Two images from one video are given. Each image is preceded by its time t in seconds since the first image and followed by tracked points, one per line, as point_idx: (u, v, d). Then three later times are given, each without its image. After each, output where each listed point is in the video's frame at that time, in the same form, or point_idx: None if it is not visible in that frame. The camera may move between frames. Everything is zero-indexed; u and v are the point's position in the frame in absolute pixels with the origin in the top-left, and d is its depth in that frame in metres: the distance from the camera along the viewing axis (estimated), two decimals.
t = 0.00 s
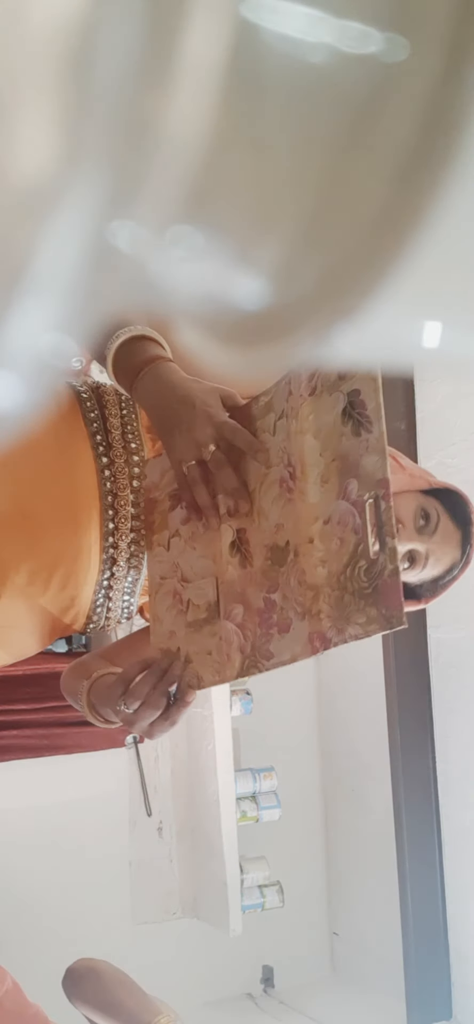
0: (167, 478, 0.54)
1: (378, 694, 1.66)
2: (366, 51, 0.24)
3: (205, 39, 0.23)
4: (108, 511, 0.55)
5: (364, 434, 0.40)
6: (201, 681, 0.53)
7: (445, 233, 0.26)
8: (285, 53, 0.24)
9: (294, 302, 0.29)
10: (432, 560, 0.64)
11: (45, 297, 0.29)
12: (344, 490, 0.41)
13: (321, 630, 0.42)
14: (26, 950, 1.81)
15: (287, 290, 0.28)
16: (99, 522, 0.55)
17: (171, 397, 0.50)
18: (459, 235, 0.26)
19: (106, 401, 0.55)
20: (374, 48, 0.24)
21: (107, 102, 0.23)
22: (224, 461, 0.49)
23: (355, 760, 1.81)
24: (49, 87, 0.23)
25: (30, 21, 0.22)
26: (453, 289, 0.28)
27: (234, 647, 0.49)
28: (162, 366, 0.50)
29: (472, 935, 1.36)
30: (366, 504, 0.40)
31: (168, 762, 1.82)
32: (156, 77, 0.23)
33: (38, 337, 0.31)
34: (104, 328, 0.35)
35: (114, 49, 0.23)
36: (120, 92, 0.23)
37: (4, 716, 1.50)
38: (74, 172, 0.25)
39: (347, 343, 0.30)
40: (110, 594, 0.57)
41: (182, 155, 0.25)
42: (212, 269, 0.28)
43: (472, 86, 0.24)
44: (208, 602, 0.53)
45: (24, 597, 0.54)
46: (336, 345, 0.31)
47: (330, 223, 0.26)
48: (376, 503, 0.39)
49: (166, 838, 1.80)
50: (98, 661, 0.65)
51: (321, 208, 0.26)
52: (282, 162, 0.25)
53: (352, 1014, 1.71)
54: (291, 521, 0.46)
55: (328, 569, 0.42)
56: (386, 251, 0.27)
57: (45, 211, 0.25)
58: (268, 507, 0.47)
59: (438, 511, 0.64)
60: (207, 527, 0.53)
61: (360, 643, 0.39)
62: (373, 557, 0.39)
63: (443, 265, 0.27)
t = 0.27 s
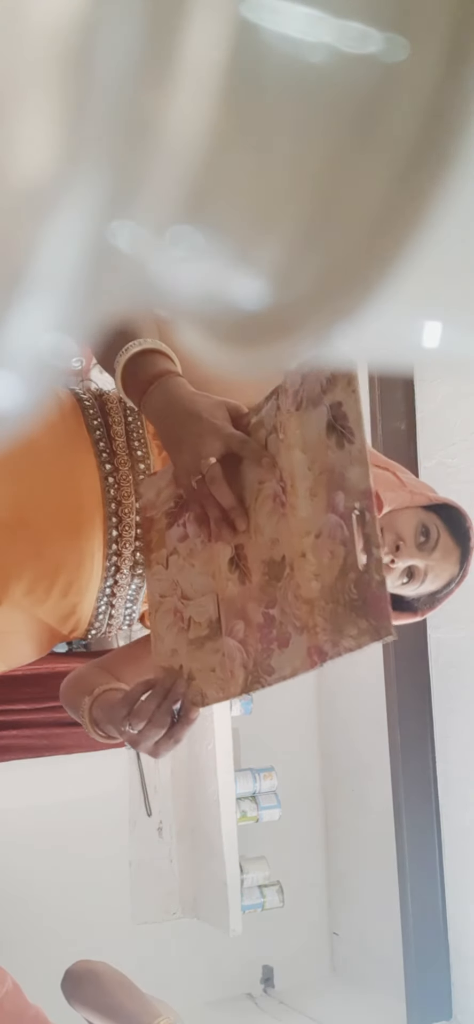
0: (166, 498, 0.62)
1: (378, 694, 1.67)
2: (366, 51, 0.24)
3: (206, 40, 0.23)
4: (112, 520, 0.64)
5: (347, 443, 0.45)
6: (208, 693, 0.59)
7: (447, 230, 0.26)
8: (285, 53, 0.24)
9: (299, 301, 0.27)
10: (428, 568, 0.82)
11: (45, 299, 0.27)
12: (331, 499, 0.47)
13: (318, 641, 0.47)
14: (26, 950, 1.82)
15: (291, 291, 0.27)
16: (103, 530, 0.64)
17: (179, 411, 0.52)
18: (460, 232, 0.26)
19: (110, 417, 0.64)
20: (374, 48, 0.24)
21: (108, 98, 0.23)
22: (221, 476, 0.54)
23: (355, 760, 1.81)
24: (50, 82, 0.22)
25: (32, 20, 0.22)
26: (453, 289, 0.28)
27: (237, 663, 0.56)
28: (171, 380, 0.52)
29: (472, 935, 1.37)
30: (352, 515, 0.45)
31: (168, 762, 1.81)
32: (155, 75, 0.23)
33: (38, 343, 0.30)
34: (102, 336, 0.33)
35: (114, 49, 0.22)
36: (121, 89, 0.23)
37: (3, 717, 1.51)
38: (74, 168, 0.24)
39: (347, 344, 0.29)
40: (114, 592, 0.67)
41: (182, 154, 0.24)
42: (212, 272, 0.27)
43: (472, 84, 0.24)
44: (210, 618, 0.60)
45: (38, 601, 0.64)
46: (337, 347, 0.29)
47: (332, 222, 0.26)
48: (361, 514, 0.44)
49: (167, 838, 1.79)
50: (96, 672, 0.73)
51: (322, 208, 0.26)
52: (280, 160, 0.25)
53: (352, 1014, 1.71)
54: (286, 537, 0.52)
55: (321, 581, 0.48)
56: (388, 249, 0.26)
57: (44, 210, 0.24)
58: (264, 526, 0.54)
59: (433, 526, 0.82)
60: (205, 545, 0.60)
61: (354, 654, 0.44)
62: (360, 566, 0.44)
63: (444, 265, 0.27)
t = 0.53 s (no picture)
0: (159, 508, 0.60)
1: (378, 695, 1.68)
2: (366, 51, 0.24)
3: (208, 41, 0.23)
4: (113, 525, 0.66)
5: (359, 473, 0.47)
6: (190, 710, 0.56)
7: (445, 228, 0.26)
8: (285, 54, 0.24)
9: (298, 301, 0.27)
10: (429, 576, 0.87)
11: (43, 299, 0.27)
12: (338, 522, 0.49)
13: (311, 665, 0.48)
14: (26, 950, 1.83)
15: (289, 291, 0.27)
16: (104, 535, 0.66)
17: (184, 422, 0.55)
18: (459, 230, 0.26)
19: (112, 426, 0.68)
20: (374, 48, 0.24)
21: (108, 97, 0.23)
22: (223, 490, 0.54)
23: (356, 760, 1.82)
24: (50, 85, 0.22)
25: (33, 21, 0.22)
26: (453, 288, 0.28)
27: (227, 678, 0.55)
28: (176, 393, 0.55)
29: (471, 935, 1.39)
30: (359, 542, 0.47)
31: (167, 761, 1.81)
32: (157, 75, 0.23)
33: (37, 344, 0.30)
34: (101, 337, 0.33)
35: (115, 53, 0.22)
36: (120, 88, 0.23)
37: (4, 717, 1.51)
38: (73, 168, 0.24)
39: (348, 344, 0.29)
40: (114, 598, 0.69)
41: (182, 155, 0.24)
42: (212, 272, 0.27)
43: None
44: (197, 632, 0.58)
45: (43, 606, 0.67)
46: (338, 348, 0.29)
47: (332, 221, 0.26)
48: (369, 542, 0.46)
49: (167, 839, 1.78)
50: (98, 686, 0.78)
51: (321, 208, 0.26)
52: (278, 160, 0.25)
53: (352, 1014, 1.74)
54: (285, 557, 0.53)
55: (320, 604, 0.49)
56: (388, 248, 0.26)
57: (44, 210, 0.24)
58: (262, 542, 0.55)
59: (434, 534, 0.86)
60: (198, 559, 0.59)
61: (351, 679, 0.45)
62: (365, 593, 0.46)
63: (444, 264, 0.27)
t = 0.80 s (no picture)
0: (156, 528, 0.68)
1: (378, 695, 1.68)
2: (366, 51, 0.24)
3: (208, 39, 0.22)
4: (115, 534, 0.71)
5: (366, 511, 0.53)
6: (177, 726, 0.65)
7: (445, 231, 0.26)
8: (287, 54, 0.23)
9: (298, 301, 0.27)
10: (426, 575, 0.87)
11: (43, 301, 0.24)
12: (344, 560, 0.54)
13: (308, 698, 0.55)
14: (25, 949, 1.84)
15: (289, 292, 0.26)
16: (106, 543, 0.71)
17: (189, 451, 0.61)
18: (456, 231, 0.26)
19: (112, 435, 0.72)
20: (375, 48, 0.24)
21: (108, 93, 0.21)
22: (224, 516, 0.61)
23: (357, 760, 1.83)
24: (46, 80, 0.21)
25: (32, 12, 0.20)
26: (451, 282, 0.28)
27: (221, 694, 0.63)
28: (181, 417, 0.61)
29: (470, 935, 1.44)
30: (363, 582, 0.52)
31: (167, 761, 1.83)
32: (157, 73, 0.22)
33: (34, 354, 0.26)
34: (101, 346, 0.30)
35: (114, 51, 0.21)
36: (122, 84, 0.21)
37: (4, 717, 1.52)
38: (71, 167, 0.22)
39: (349, 345, 0.28)
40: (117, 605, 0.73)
41: (184, 154, 0.23)
42: (215, 273, 0.25)
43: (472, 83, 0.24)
44: (190, 652, 0.67)
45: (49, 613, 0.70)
46: (339, 349, 0.29)
47: (332, 221, 0.26)
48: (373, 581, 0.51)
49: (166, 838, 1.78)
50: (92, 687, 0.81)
51: (322, 208, 0.25)
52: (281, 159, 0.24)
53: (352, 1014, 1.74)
54: (284, 587, 0.60)
55: (319, 639, 0.56)
56: (387, 247, 0.26)
57: (43, 210, 0.22)
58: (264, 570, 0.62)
59: (430, 534, 0.86)
60: (194, 580, 0.67)
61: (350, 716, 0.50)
62: (365, 632, 0.51)
63: (443, 263, 0.27)
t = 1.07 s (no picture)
0: (155, 533, 0.68)
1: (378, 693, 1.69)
2: (365, 51, 0.24)
3: (207, 39, 0.22)
4: (114, 534, 0.71)
5: (362, 533, 0.56)
6: (172, 734, 0.65)
7: (445, 232, 0.26)
8: (286, 54, 0.23)
9: (297, 300, 0.27)
10: (427, 573, 0.87)
11: (43, 302, 0.24)
12: (337, 580, 0.58)
13: (301, 714, 0.57)
14: (25, 950, 1.84)
15: (287, 292, 0.26)
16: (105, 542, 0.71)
17: (187, 459, 0.61)
18: (457, 231, 0.26)
19: (111, 437, 0.72)
20: (374, 48, 0.24)
21: (108, 91, 0.21)
22: (223, 529, 0.62)
23: (357, 760, 1.84)
24: (46, 80, 0.20)
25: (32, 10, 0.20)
26: (455, 278, 0.28)
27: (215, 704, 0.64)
28: (179, 426, 0.61)
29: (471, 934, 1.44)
30: (356, 603, 0.55)
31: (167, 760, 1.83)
32: (158, 73, 0.21)
33: (37, 356, 0.26)
34: (100, 351, 0.30)
35: (114, 53, 0.21)
36: (123, 82, 0.21)
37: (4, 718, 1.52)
38: (72, 167, 0.22)
39: (349, 345, 0.28)
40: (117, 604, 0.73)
41: (184, 153, 0.23)
42: (214, 273, 0.25)
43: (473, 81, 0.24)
44: (186, 662, 0.67)
45: (48, 614, 0.70)
46: (338, 349, 0.29)
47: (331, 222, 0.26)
48: (366, 600, 0.54)
49: (166, 838, 1.79)
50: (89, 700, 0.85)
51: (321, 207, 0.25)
52: (282, 159, 0.24)
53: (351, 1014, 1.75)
54: (280, 601, 0.62)
55: (314, 656, 0.58)
56: (388, 245, 0.26)
57: (44, 211, 0.22)
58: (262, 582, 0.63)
59: (430, 531, 0.87)
60: (191, 589, 0.68)
61: (342, 732, 0.54)
62: (358, 652, 0.55)
63: (445, 263, 0.27)
